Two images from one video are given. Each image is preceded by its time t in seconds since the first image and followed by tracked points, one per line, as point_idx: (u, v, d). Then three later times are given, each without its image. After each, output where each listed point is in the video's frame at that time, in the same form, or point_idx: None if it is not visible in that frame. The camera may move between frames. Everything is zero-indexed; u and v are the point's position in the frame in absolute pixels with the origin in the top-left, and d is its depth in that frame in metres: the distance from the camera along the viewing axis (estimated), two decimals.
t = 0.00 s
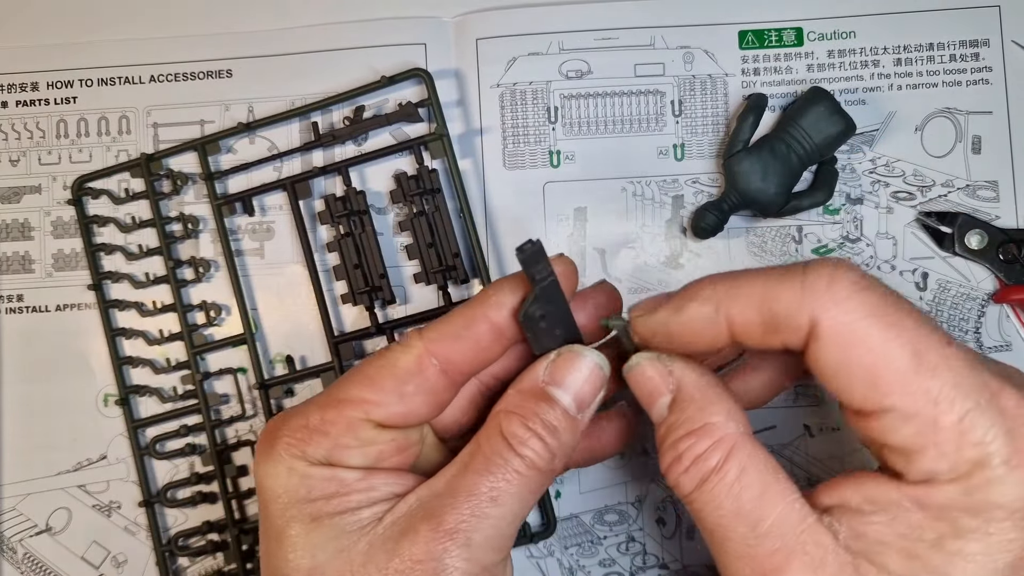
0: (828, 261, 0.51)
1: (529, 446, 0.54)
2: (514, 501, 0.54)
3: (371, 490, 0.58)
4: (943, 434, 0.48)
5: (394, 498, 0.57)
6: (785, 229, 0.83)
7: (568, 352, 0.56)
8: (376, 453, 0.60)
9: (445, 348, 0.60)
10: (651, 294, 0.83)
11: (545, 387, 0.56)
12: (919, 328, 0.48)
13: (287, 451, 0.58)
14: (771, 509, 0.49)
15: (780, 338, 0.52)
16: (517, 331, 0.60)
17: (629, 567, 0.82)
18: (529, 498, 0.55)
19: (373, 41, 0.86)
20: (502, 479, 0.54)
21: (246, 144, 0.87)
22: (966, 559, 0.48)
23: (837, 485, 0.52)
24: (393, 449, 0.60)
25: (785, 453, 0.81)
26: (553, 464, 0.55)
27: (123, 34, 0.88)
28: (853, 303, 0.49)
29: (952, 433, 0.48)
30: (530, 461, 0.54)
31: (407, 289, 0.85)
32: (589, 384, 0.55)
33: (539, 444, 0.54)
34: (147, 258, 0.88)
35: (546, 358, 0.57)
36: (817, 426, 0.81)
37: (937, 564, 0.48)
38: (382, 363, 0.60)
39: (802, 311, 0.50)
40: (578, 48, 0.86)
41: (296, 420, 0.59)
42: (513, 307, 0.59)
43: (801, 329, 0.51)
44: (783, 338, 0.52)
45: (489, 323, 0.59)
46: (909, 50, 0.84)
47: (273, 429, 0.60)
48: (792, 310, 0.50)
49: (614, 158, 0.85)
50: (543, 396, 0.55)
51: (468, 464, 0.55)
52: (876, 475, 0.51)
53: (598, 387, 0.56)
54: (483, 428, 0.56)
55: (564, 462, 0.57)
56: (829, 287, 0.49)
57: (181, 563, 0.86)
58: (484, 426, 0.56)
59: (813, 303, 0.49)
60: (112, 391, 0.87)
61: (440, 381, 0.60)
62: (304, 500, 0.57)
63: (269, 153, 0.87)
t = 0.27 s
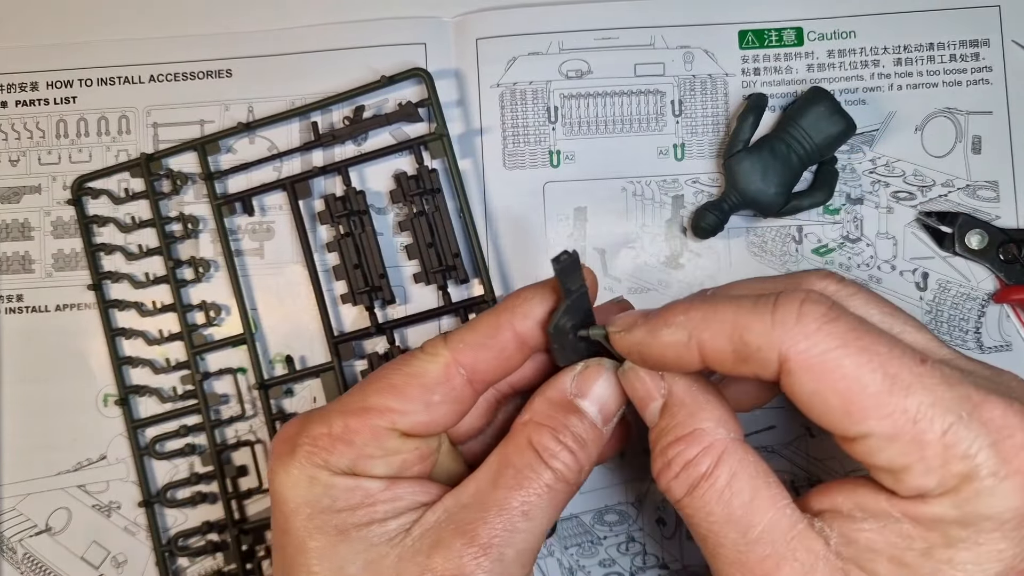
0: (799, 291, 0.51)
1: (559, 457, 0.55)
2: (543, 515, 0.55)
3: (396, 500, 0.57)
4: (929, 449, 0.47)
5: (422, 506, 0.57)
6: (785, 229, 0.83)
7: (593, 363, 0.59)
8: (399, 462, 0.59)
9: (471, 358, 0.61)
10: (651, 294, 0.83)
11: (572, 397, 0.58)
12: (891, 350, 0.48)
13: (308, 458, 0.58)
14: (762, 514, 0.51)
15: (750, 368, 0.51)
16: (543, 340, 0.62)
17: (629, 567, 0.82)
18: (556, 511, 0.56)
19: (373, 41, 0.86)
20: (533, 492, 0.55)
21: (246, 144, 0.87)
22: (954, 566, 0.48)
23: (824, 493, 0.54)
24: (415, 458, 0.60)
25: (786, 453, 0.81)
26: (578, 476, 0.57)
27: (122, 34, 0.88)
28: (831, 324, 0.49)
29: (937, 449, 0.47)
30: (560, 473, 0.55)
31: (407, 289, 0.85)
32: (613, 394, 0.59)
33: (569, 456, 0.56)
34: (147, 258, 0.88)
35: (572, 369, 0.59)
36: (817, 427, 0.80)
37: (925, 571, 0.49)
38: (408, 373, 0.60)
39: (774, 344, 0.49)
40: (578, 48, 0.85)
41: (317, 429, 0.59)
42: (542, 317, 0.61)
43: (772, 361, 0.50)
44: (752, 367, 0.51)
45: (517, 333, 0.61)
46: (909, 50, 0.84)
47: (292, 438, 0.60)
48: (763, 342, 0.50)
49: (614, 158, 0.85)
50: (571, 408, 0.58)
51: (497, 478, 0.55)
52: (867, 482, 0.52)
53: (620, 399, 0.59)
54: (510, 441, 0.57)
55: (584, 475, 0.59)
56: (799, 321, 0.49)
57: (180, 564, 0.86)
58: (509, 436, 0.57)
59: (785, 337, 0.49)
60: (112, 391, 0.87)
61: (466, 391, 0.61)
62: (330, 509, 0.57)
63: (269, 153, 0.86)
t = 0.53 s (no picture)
0: (795, 289, 0.51)
1: (573, 461, 0.56)
2: (557, 521, 0.55)
3: (408, 505, 0.56)
4: (927, 443, 0.47)
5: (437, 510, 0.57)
6: (786, 229, 0.83)
7: (603, 369, 0.61)
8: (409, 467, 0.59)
9: (482, 361, 0.62)
10: (651, 294, 0.83)
11: (584, 401, 0.60)
12: (889, 345, 0.48)
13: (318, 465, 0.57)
14: (764, 511, 0.50)
15: (750, 363, 0.52)
16: (552, 343, 0.63)
17: (629, 567, 0.82)
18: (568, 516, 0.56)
19: (372, 41, 0.86)
20: (547, 497, 0.55)
21: (245, 143, 0.87)
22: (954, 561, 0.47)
23: (825, 490, 0.53)
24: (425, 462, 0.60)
25: (787, 454, 0.80)
26: (589, 481, 0.57)
27: (122, 34, 0.88)
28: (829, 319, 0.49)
29: (934, 443, 0.47)
30: (573, 478, 0.56)
31: (407, 289, 0.85)
32: (622, 399, 0.61)
33: (582, 460, 0.56)
34: (146, 257, 0.87)
35: (583, 373, 0.61)
36: (818, 427, 0.80)
37: (925, 566, 0.48)
38: (419, 377, 0.60)
39: (772, 341, 0.50)
40: (578, 47, 0.85)
41: (326, 433, 0.58)
42: (553, 320, 0.62)
43: (771, 357, 0.50)
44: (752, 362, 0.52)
45: (529, 336, 0.62)
46: (910, 49, 0.83)
47: (299, 443, 0.59)
48: (761, 339, 0.50)
49: (614, 158, 0.85)
50: (583, 411, 0.59)
51: (512, 481, 0.55)
52: (868, 479, 0.52)
53: (627, 404, 0.61)
54: (523, 444, 0.57)
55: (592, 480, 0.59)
56: (796, 317, 0.49)
57: (180, 564, 0.86)
58: (521, 438, 0.58)
59: (782, 333, 0.49)
60: (112, 391, 0.87)
61: (476, 395, 0.62)
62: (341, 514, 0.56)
63: (268, 152, 0.86)
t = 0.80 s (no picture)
0: (805, 279, 0.51)
1: (577, 461, 0.56)
2: (562, 522, 0.55)
3: (406, 506, 0.56)
4: (937, 429, 0.47)
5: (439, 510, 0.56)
6: (786, 229, 0.83)
7: (607, 368, 0.61)
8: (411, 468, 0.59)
9: (484, 360, 0.62)
10: (651, 294, 0.83)
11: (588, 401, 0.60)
12: (898, 333, 0.48)
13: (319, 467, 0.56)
14: (773, 504, 0.50)
15: (762, 353, 0.52)
16: (554, 341, 0.64)
17: (629, 567, 0.82)
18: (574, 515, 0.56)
19: (372, 41, 0.86)
20: (552, 496, 0.55)
21: (245, 144, 0.87)
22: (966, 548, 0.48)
23: (835, 483, 0.53)
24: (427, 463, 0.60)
25: (788, 453, 0.80)
26: (594, 481, 0.57)
27: (121, 34, 0.88)
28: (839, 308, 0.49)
29: (944, 430, 0.47)
30: (578, 477, 0.56)
31: (407, 289, 0.85)
32: (627, 398, 0.61)
33: (587, 460, 0.56)
34: (146, 257, 0.87)
35: (587, 373, 0.61)
36: (818, 426, 0.80)
37: (937, 554, 0.48)
38: (421, 377, 0.60)
39: (783, 329, 0.50)
40: (578, 47, 0.85)
41: (328, 435, 0.58)
42: (554, 319, 0.63)
43: (782, 346, 0.50)
44: (763, 353, 0.52)
45: (531, 336, 0.63)
46: (910, 49, 0.83)
47: (301, 446, 0.58)
48: (772, 328, 0.50)
49: (614, 158, 0.84)
50: (588, 411, 0.59)
51: (517, 482, 0.55)
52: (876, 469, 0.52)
53: (632, 403, 0.61)
54: (528, 444, 0.57)
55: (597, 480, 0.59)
56: (808, 305, 0.49)
57: (180, 564, 0.86)
58: (526, 438, 0.58)
59: (794, 322, 0.49)
60: (112, 391, 0.87)
61: (478, 395, 0.62)
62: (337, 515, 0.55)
63: (268, 152, 0.86)
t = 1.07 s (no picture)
0: (812, 273, 0.52)
1: (597, 474, 0.56)
2: (581, 535, 0.55)
3: (420, 522, 0.56)
4: (940, 420, 0.47)
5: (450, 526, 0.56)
6: (786, 229, 0.83)
7: (617, 380, 0.61)
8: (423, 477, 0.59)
9: (496, 365, 0.62)
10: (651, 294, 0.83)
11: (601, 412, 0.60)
12: (904, 326, 0.48)
13: (331, 480, 0.57)
14: (777, 493, 0.50)
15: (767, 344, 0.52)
16: (563, 342, 0.64)
17: (629, 567, 0.82)
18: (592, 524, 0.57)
19: (372, 41, 0.86)
20: (575, 509, 0.54)
21: (245, 144, 0.87)
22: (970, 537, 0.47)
23: (839, 474, 0.53)
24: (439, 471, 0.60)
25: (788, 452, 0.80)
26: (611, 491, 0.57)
27: (121, 35, 0.88)
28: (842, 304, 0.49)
29: (948, 420, 0.47)
30: (598, 490, 0.55)
31: (407, 289, 0.85)
32: (637, 408, 0.61)
33: (606, 473, 0.56)
34: (146, 258, 0.87)
35: (598, 386, 0.61)
36: (818, 426, 0.80)
37: (940, 544, 0.48)
38: (431, 384, 0.60)
39: (789, 322, 0.50)
40: (578, 47, 0.85)
41: (340, 444, 0.58)
42: (564, 322, 0.63)
43: (787, 337, 0.51)
44: (768, 344, 0.52)
45: (541, 339, 0.63)
46: (910, 49, 0.83)
47: (314, 458, 0.58)
48: (778, 320, 0.51)
49: (614, 158, 0.84)
50: (603, 423, 0.59)
51: (535, 496, 0.55)
52: (880, 460, 0.52)
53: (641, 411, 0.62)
54: (545, 458, 0.56)
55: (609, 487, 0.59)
56: (813, 298, 0.49)
57: (180, 564, 0.86)
58: (542, 450, 0.57)
59: (798, 314, 0.50)
60: (112, 391, 0.87)
61: (491, 400, 0.61)
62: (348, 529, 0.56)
63: (268, 153, 0.86)
